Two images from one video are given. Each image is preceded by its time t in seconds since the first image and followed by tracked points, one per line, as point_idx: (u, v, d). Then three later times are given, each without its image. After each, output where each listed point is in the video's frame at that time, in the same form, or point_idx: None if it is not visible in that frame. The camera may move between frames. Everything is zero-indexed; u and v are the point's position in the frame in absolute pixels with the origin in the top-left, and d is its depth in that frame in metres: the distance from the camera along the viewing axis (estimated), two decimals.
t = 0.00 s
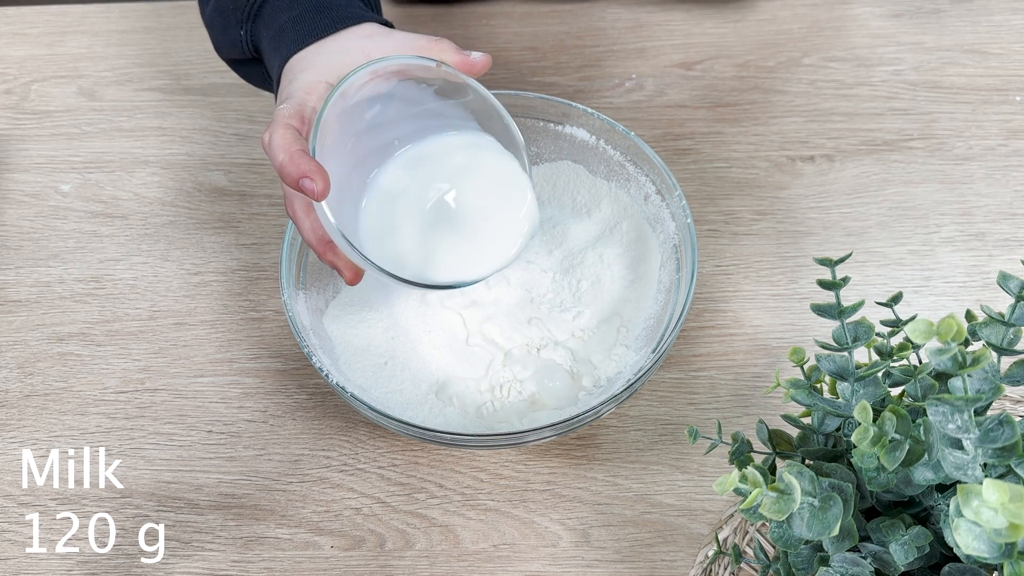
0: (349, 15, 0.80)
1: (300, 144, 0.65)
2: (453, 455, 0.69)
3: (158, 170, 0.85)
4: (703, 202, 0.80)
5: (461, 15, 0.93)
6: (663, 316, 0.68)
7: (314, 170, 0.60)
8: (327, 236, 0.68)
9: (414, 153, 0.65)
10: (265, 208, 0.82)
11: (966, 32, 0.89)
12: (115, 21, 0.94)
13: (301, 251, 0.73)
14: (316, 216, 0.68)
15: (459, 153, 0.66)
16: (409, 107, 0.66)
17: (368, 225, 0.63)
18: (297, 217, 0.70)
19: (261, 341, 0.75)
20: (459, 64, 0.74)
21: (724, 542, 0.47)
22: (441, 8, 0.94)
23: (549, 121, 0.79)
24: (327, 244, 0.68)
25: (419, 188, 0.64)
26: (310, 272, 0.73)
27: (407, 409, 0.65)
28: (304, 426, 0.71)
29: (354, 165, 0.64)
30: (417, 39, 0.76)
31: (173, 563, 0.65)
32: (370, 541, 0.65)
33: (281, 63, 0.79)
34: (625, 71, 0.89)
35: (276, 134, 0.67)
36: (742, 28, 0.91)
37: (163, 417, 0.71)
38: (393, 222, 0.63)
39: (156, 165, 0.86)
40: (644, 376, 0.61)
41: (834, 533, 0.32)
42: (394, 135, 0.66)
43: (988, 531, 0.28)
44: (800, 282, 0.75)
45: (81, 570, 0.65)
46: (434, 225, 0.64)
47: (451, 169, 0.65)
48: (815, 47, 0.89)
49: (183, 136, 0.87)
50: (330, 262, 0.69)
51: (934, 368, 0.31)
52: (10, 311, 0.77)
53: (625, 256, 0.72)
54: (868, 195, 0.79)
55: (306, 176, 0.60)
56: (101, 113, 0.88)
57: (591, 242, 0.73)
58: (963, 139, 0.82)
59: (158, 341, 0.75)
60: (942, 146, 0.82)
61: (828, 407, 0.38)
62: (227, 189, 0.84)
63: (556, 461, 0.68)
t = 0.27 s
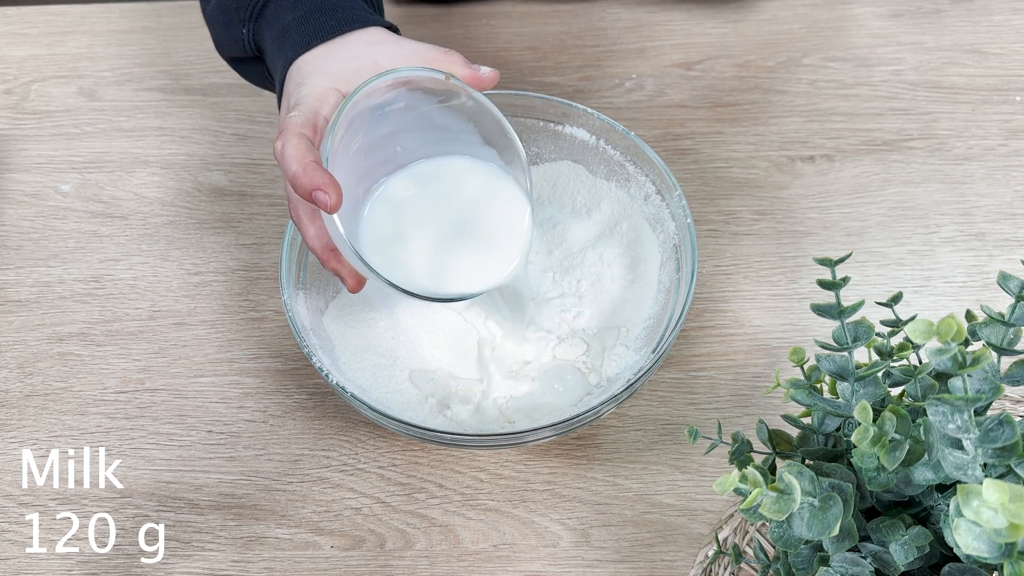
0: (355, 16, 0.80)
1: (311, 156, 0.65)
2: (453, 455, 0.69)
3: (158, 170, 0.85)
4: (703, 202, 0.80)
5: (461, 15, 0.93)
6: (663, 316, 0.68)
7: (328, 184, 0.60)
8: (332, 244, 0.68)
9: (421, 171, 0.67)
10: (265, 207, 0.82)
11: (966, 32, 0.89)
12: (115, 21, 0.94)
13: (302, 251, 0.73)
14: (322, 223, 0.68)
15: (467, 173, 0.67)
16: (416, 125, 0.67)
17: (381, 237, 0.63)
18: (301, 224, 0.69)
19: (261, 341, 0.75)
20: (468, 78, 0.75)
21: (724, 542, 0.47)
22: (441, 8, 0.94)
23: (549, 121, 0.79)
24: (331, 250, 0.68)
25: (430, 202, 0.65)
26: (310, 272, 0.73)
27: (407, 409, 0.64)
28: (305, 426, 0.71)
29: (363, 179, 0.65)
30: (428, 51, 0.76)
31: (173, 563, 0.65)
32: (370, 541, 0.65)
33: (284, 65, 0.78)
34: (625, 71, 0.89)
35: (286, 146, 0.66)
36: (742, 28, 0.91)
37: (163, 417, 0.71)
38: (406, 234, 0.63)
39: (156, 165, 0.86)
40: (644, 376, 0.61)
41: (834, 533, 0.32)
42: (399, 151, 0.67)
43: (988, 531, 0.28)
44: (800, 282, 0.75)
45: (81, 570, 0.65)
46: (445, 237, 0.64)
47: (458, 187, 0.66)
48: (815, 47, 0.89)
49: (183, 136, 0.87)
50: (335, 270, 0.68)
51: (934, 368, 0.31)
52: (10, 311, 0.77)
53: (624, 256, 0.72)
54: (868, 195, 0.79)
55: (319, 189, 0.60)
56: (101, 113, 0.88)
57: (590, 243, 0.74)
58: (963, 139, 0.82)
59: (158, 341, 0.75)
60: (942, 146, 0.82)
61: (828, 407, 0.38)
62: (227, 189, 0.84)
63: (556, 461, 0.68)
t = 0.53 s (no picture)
0: (359, 12, 0.80)
1: (328, 156, 0.63)
2: (453, 455, 0.69)
3: (158, 170, 0.85)
4: (703, 202, 0.80)
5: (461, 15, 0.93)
6: (663, 316, 0.68)
7: (344, 187, 0.59)
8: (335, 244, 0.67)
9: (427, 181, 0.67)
10: (265, 207, 0.82)
11: (966, 32, 0.89)
12: (115, 21, 0.94)
13: (301, 250, 0.73)
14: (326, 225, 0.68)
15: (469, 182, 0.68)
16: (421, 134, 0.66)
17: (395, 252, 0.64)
18: (306, 224, 0.69)
19: (261, 341, 0.75)
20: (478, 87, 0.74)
21: (724, 542, 0.47)
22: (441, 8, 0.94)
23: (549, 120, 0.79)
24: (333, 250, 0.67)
25: (439, 214, 0.65)
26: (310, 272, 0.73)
27: (407, 409, 0.64)
28: (304, 426, 0.71)
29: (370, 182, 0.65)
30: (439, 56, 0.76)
31: (173, 563, 0.65)
32: (370, 541, 0.65)
33: (289, 60, 0.78)
34: (625, 71, 0.88)
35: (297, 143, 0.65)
36: (742, 28, 0.91)
37: (163, 417, 0.71)
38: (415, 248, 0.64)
39: (156, 165, 0.86)
40: (644, 376, 0.61)
41: (834, 534, 0.32)
42: (405, 155, 0.66)
43: (988, 531, 0.28)
44: (800, 282, 0.75)
45: (81, 570, 0.65)
46: (453, 249, 0.65)
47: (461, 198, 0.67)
48: (815, 47, 0.89)
49: (183, 136, 0.87)
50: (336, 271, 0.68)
51: (934, 368, 0.31)
52: (10, 311, 0.77)
53: (624, 256, 0.72)
54: (868, 195, 0.79)
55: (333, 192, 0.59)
56: (101, 113, 0.88)
57: (589, 243, 0.74)
58: (963, 139, 0.82)
59: (158, 341, 0.75)
60: (942, 146, 0.82)
61: (828, 407, 0.38)
62: (227, 189, 0.84)
63: (556, 461, 0.68)
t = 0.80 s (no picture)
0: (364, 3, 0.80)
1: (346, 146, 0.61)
2: (453, 455, 0.69)
3: (158, 170, 0.85)
4: (703, 202, 0.80)
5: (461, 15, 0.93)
6: (664, 317, 0.68)
7: (362, 178, 0.58)
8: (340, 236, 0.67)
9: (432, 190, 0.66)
10: (265, 208, 0.82)
11: (966, 32, 0.89)
12: (115, 21, 0.94)
13: (301, 250, 0.73)
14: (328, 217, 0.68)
15: (471, 191, 0.68)
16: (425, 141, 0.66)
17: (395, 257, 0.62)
18: (310, 213, 0.69)
19: (261, 341, 0.75)
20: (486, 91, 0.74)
21: (724, 542, 0.47)
22: (441, 8, 0.94)
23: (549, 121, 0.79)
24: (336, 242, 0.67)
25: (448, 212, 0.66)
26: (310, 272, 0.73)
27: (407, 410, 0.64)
28: (304, 426, 0.71)
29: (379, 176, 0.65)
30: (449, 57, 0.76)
31: (173, 563, 0.65)
32: (370, 541, 0.65)
33: (295, 48, 0.78)
34: (625, 71, 0.88)
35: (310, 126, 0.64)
36: (742, 28, 0.91)
37: (163, 417, 0.71)
38: (415, 253, 0.63)
39: (156, 165, 0.86)
40: (644, 376, 0.61)
41: (834, 534, 0.32)
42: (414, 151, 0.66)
43: (988, 531, 0.28)
44: (800, 282, 0.75)
45: (81, 570, 0.65)
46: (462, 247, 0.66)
47: (463, 209, 0.67)
48: (815, 47, 0.89)
49: (183, 136, 0.87)
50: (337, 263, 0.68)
51: (934, 368, 0.31)
52: (10, 311, 0.77)
53: (624, 256, 0.72)
54: (868, 195, 0.79)
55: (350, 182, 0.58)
56: (101, 113, 0.88)
57: (589, 243, 0.73)
58: (963, 139, 0.82)
59: (158, 341, 0.75)
60: (942, 146, 0.82)
61: (828, 407, 0.38)
62: (226, 189, 0.84)
63: (556, 461, 0.68)
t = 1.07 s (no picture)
0: None
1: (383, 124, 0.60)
2: (453, 455, 0.69)
3: (158, 170, 0.85)
4: (703, 202, 0.80)
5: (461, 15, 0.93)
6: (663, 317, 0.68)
7: (402, 158, 0.57)
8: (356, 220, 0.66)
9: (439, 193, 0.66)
10: (265, 208, 0.82)
11: (966, 33, 0.89)
12: (115, 21, 0.94)
13: (301, 250, 0.73)
14: (348, 199, 0.67)
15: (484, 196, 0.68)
16: (438, 143, 0.65)
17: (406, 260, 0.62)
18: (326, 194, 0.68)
19: (261, 341, 0.75)
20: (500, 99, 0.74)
21: (724, 542, 0.47)
22: (441, 7, 0.94)
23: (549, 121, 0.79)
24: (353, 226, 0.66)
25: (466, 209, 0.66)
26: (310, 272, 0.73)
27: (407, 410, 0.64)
28: (304, 426, 0.71)
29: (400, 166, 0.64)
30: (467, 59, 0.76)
31: (173, 563, 0.65)
32: (370, 541, 0.65)
33: (308, 35, 0.79)
34: (625, 71, 0.88)
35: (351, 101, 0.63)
36: (742, 28, 0.91)
37: (163, 417, 0.71)
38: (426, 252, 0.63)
39: (156, 165, 0.86)
40: (644, 376, 0.61)
41: (834, 534, 0.32)
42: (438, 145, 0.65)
43: (988, 531, 0.28)
44: (800, 282, 0.75)
45: (81, 570, 0.65)
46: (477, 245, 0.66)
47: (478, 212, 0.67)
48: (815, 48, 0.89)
49: (183, 136, 0.87)
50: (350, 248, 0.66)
51: (934, 368, 0.31)
52: (10, 311, 0.77)
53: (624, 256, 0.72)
54: (868, 196, 0.79)
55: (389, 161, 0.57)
56: (101, 113, 0.88)
57: (590, 242, 0.74)
58: (963, 139, 0.82)
59: (158, 341, 0.75)
60: (942, 146, 0.82)
61: (828, 407, 0.38)
62: (226, 189, 0.84)
63: (556, 461, 0.68)
